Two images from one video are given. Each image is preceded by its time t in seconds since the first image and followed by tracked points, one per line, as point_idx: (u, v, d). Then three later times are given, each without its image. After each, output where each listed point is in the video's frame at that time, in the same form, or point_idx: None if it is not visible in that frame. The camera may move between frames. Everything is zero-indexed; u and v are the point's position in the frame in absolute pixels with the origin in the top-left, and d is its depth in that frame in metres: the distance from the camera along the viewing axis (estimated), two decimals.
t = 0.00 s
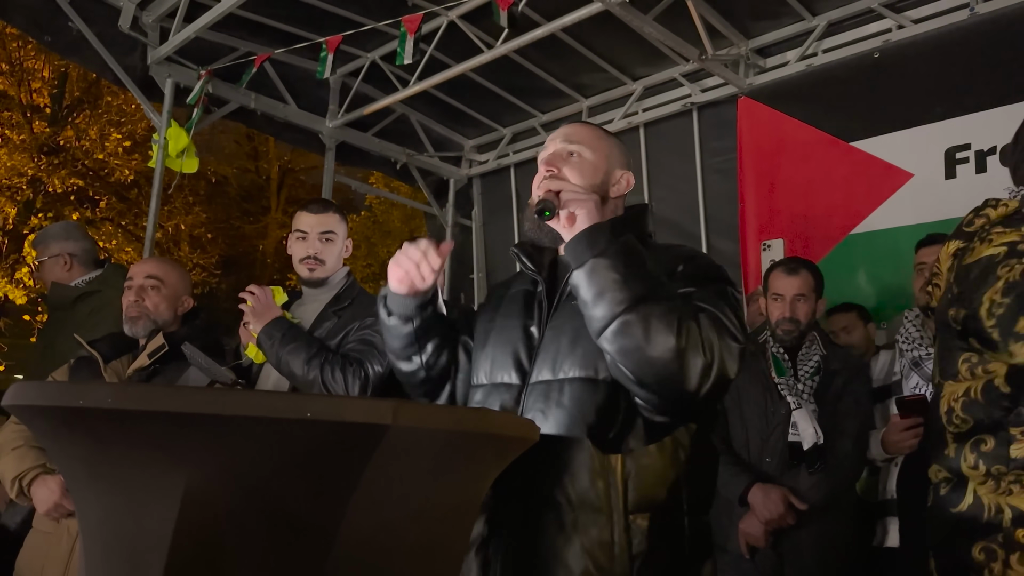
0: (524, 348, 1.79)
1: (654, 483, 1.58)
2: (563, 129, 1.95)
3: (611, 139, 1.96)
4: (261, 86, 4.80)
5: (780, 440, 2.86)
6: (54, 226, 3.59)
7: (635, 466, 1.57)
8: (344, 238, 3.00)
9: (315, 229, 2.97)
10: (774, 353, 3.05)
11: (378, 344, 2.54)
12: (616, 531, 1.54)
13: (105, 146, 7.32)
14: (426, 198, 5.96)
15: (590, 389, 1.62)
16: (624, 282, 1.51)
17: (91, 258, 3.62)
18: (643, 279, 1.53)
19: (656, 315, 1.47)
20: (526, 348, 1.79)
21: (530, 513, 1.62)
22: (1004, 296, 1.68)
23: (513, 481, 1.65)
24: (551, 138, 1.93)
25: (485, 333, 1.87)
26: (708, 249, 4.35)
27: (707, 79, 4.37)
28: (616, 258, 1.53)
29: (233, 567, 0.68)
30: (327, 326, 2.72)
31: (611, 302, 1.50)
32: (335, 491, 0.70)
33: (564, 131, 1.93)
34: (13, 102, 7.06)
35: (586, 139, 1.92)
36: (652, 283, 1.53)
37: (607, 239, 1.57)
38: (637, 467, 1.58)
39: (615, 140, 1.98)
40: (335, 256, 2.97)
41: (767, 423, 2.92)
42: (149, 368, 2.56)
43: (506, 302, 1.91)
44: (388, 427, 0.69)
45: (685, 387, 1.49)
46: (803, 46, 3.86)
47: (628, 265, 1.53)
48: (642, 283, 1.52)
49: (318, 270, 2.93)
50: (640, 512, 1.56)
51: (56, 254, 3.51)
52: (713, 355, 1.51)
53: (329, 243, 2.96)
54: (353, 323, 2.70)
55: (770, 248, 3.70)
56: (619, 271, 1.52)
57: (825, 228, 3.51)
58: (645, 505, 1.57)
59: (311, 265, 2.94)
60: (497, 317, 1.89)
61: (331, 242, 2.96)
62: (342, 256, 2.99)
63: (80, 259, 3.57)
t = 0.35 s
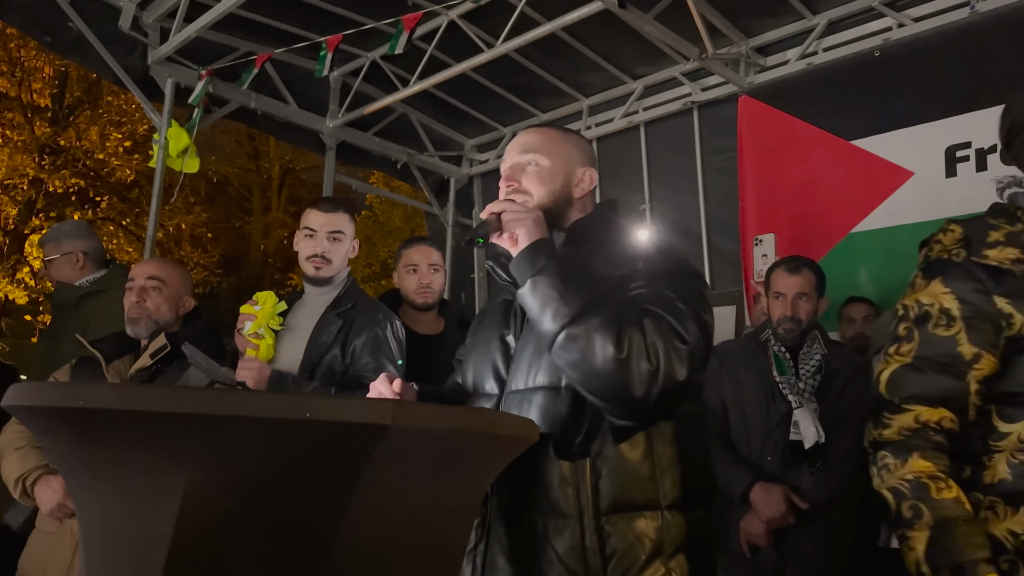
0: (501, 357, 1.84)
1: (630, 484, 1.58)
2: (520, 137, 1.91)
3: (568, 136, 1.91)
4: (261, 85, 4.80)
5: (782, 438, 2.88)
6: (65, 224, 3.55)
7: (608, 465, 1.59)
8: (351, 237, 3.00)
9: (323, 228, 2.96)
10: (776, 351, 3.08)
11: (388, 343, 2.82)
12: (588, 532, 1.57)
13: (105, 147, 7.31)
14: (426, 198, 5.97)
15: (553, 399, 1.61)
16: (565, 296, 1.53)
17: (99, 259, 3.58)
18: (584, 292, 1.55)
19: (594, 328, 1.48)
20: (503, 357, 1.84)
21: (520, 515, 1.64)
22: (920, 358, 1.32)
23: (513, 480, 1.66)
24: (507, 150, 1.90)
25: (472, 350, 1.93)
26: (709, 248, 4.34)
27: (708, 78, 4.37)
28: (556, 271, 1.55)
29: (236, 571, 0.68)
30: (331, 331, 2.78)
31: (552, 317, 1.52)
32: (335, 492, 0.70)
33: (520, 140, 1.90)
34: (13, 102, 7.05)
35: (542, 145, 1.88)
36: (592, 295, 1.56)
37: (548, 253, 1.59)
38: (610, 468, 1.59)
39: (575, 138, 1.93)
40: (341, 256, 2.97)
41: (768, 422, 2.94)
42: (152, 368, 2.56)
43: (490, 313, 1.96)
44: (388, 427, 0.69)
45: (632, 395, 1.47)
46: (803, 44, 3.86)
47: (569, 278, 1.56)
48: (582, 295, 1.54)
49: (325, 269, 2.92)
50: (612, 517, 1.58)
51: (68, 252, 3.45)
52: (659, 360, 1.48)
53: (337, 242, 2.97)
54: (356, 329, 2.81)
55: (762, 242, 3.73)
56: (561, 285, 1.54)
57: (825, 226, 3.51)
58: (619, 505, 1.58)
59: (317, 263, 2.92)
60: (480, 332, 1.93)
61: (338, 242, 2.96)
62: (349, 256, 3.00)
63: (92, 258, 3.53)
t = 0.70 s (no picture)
0: (482, 361, 1.84)
1: (614, 482, 1.63)
2: (485, 148, 1.91)
3: (531, 142, 1.93)
4: (260, 85, 4.79)
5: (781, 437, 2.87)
6: (61, 232, 3.47)
7: (592, 464, 1.64)
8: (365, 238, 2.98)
9: (339, 226, 2.94)
10: (776, 348, 3.06)
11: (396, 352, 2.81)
12: (575, 530, 1.61)
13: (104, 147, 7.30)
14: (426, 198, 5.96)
15: (538, 401, 1.65)
16: (545, 306, 1.50)
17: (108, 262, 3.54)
18: (565, 299, 1.52)
19: (577, 337, 1.48)
20: (484, 361, 1.84)
21: (517, 512, 1.68)
22: (896, 367, 1.33)
23: (512, 480, 1.70)
24: (473, 163, 1.89)
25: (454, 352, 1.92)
26: (708, 247, 4.33)
27: (706, 77, 4.37)
28: (537, 282, 1.53)
29: (235, 570, 0.67)
30: (339, 333, 2.78)
31: (533, 330, 1.50)
32: (335, 490, 0.69)
33: (484, 151, 1.89)
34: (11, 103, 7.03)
35: (507, 153, 1.88)
36: (575, 301, 1.53)
37: (525, 265, 1.56)
38: (594, 467, 1.64)
39: (538, 143, 1.94)
40: (353, 256, 2.95)
41: (768, 420, 2.93)
42: (151, 369, 2.56)
43: (469, 316, 1.96)
44: (386, 426, 0.68)
45: (616, 400, 1.49)
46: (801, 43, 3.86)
47: (550, 286, 1.53)
48: (564, 303, 1.51)
49: (336, 267, 2.90)
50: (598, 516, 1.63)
51: (78, 262, 3.44)
52: (642, 364, 1.50)
53: (350, 241, 2.95)
54: (363, 331, 2.82)
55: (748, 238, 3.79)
56: (542, 295, 1.51)
57: (825, 225, 3.50)
58: (604, 503, 1.63)
59: (329, 260, 2.91)
60: (462, 333, 1.92)
61: (352, 241, 2.94)
62: (360, 257, 2.98)
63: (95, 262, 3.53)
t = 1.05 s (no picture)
0: (473, 361, 1.84)
1: (604, 479, 1.67)
2: (478, 147, 1.90)
3: (523, 144, 1.91)
4: (258, 85, 4.79)
5: (779, 434, 2.87)
6: (55, 236, 3.43)
7: (584, 461, 1.66)
8: (369, 238, 3.01)
9: (344, 225, 2.99)
10: (775, 347, 3.06)
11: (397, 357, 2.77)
12: (569, 528, 1.61)
13: (102, 148, 7.29)
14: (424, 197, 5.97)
15: (529, 399, 1.66)
16: (539, 304, 1.50)
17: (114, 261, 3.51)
18: (558, 297, 1.52)
19: (570, 334, 1.48)
20: (475, 360, 1.83)
21: (513, 511, 1.64)
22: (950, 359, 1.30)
23: (507, 482, 1.65)
24: (466, 161, 1.88)
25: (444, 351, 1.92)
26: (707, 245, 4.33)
27: (704, 75, 4.38)
28: (530, 280, 1.52)
29: (235, 570, 0.67)
30: (341, 336, 2.76)
31: (527, 328, 1.50)
32: (332, 488, 0.69)
33: (477, 150, 1.88)
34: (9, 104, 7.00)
35: (499, 154, 1.87)
36: (568, 299, 1.53)
37: (519, 264, 1.56)
38: (585, 464, 1.66)
39: (530, 144, 1.93)
40: (357, 255, 2.97)
41: (768, 418, 2.93)
42: (149, 371, 2.56)
43: (459, 316, 1.95)
44: (386, 425, 0.68)
45: (609, 395, 1.50)
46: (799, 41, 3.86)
47: (544, 284, 1.53)
48: (557, 300, 1.51)
49: (338, 265, 2.92)
50: (588, 511, 1.64)
51: (76, 266, 3.42)
52: (634, 360, 1.50)
53: (355, 241, 2.98)
54: (364, 335, 2.80)
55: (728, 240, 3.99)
56: (535, 293, 1.51)
57: (824, 224, 3.51)
58: (595, 500, 1.66)
59: (332, 258, 2.93)
60: (452, 335, 1.92)
61: (356, 241, 2.97)
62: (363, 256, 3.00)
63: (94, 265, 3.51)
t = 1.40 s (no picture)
0: (472, 358, 1.83)
1: (604, 477, 1.69)
2: (463, 160, 1.85)
3: (509, 150, 1.87)
4: (254, 85, 4.78)
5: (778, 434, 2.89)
6: (65, 231, 3.42)
7: (584, 459, 1.67)
8: (361, 237, 3.01)
9: (335, 224, 2.98)
10: (771, 345, 3.06)
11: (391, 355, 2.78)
12: (569, 525, 1.63)
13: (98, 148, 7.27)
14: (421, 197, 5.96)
15: (532, 396, 1.68)
16: (538, 320, 1.50)
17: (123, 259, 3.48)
18: (557, 310, 1.51)
19: (572, 348, 1.48)
20: (473, 358, 1.83)
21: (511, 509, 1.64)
22: None
23: (505, 480, 1.65)
24: (453, 177, 1.83)
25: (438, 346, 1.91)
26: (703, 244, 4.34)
27: (700, 75, 4.38)
28: (529, 297, 1.51)
29: (231, 570, 0.67)
30: (335, 333, 2.77)
31: (528, 344, 1.50)
32: (331, 487, 0.70)
33: (463, 164, 1.83)
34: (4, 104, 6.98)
35: (487, 165, 1.83)
36: (568, 310, 1.53)
37: (512, 285, 1.52)
38: (585, 461, 1.68)
39: (516, 149, 1.89)
40: (349, 255, 2.98)
41: (765, 416, 2.95)
42: (146, 372, 2.57)
43: (455, 313, 1.94)
44: (383, 426, 0.69)
45: (616, 399, 1.51)
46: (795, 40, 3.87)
47: (543, 299, 1.52)
48: (556, 313, 1.51)
49: (331, 266, 2.92)
50: (588, 509, 1.66)
51: (83, 263, 3.40)
52: (640, 366, 1.52)
53: (346, 240, 2.97)
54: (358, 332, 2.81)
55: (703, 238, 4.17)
56: (534, 309, 1.50)
57: (821, 218, 3.47)
58: (594, 497, 1.67)
59: (325, 259, 2.93)
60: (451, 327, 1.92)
61: (348, 240, 2.97)
62: (355, 255, 3.00)
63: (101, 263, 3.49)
